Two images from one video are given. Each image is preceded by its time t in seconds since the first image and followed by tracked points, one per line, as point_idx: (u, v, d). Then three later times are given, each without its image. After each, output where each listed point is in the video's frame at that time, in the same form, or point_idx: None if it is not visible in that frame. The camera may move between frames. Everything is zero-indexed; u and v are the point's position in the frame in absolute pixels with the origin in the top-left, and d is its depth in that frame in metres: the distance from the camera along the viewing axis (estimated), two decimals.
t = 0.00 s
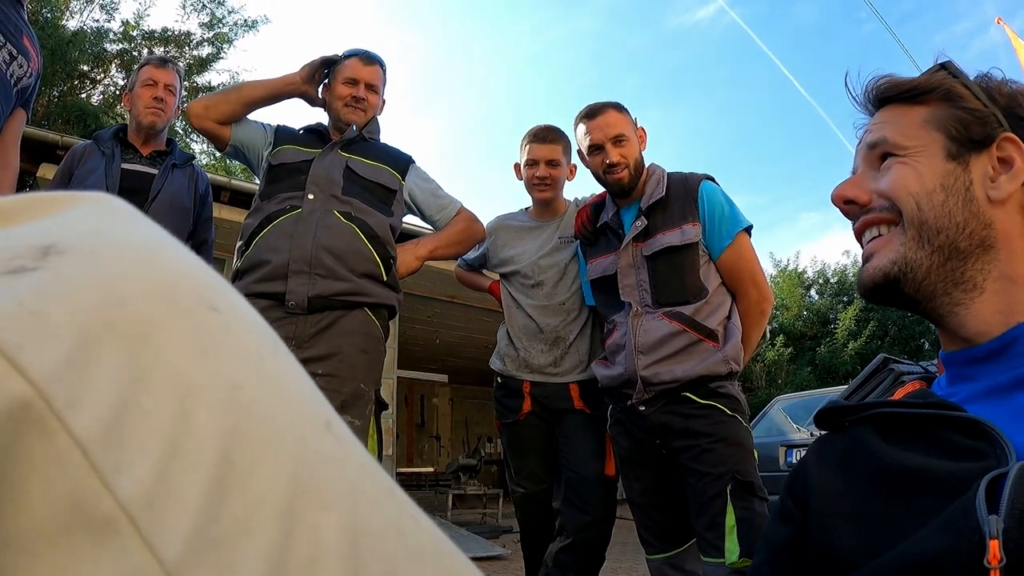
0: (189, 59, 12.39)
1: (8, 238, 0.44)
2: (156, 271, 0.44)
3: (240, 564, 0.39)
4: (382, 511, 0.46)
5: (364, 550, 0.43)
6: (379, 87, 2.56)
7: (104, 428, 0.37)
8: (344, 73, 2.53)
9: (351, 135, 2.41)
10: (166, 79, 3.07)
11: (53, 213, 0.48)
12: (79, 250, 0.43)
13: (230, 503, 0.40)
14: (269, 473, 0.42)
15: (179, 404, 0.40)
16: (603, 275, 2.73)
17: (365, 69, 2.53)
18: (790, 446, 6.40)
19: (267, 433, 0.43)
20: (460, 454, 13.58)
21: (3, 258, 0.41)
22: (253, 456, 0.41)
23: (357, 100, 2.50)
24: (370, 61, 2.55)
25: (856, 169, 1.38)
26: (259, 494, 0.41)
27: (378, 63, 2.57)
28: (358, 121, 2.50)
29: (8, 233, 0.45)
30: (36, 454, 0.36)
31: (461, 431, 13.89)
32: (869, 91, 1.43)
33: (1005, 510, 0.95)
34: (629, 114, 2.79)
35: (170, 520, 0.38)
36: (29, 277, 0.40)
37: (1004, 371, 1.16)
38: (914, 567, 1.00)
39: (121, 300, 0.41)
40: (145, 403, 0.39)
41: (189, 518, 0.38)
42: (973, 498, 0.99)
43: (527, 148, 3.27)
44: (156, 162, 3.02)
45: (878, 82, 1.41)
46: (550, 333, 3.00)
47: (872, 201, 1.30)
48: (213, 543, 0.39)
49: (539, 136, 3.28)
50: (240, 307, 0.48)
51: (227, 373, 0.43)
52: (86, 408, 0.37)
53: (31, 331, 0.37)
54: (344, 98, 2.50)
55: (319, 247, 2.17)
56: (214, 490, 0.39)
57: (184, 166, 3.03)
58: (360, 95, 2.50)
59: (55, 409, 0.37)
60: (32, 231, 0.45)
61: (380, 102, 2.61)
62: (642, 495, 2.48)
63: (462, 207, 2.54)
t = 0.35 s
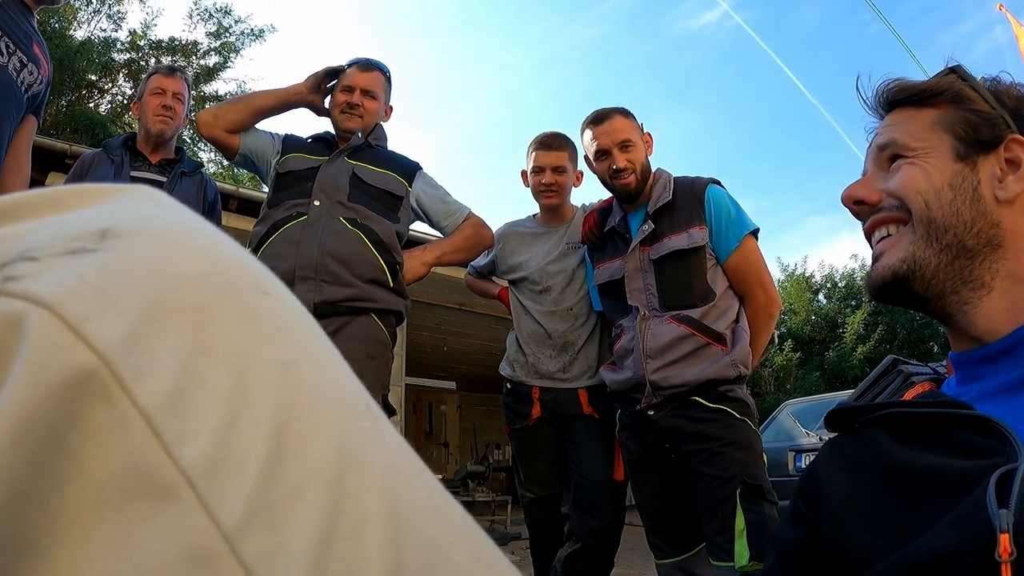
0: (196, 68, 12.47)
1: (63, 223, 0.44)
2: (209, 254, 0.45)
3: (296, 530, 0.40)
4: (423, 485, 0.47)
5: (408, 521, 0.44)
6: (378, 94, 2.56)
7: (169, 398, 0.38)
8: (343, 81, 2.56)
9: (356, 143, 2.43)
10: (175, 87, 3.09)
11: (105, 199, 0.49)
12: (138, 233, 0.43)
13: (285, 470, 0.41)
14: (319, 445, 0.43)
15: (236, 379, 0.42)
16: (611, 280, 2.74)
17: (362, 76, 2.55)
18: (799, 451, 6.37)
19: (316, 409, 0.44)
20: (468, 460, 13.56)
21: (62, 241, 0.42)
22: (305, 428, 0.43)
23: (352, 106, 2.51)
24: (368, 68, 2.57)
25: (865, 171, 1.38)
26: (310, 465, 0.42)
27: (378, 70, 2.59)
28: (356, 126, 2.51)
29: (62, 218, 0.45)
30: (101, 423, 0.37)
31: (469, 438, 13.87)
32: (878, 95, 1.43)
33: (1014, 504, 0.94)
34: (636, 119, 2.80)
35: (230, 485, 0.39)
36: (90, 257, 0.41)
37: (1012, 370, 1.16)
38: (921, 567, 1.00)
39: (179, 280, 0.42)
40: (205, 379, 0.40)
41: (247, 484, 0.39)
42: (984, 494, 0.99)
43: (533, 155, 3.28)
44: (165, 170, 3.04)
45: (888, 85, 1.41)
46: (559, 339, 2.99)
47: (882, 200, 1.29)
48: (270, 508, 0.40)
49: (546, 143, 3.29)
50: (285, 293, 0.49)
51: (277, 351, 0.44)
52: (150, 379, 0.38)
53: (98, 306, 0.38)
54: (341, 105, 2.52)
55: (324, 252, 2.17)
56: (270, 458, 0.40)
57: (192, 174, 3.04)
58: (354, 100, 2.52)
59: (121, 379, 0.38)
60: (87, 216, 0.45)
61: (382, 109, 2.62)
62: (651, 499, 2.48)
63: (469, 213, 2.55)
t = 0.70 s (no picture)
0: (208, 77, 12.58)
1: (114, 226, 0.46)
2: (253, 260, 0.47)
3: (336, 520, 0.42)
4: (453, 483, 0.49)
5: (440, 516, 0.46)
6: (392, 105, 2.59)
7: (219, 394, 0.41)
8: (356, 93, 2.57)
9: (368, 152, 2.44)
10: (186, 97, 3.13)
11: (151, 204, 0.51)
12: (185, 238, 0.46)
13: (327, 464, 0.43)
14: (359, 441, 0.44)
15: (280, 378, 0.44)
16: (622, 288, 2.74)
17: (376, 87, 2.57)
18: (810, 460, 6.33)
19: (355, 405, 0.45)
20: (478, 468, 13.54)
21: (114, 242, 0.44)
22: (345, 425, 0.44)
23: (368, 118, 2.54)
24: (381, 80, 2.59)
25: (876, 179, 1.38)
26: (350, 460, 0.44)
27: (391, 81, 2.61)
28: (372, 138, 2.53)
29: (110, 222, 0.48)
30: (154, 415, 0.40)
31: (479, 446, 13.85)
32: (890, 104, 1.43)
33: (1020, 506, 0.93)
34: (647, 127, 2.80)
35: (275, 476, 0.41)
36: (141, 259, 0.43)
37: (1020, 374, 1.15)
38: (928, 566, 1.00)
39: (227, 285, 0.44)
40: (253, 376, 0.43)
41: (290, 477, 0.41)
42: (991, 496, 0.97)
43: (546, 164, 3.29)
44: (176, 179, 3.07)
45: (900, 94, 1.41)
46: (570, 347, 2.99)
47: (892, 207, 1.29)
48: (312, 499, 0.41)
49: (559, 151, 3.30)
50: (325, 295, 0.51)
51: (318, 351, 0.46)
52: (201, 376, 0.41)
53: (152, 305, 0.41)
54: (355, 117, 2.54)
55: (334, 261, 2.18)
56: (313, 451, 0.42)
57: (204, 182, 3.07)
58: (370, 113, 2.54)
59: (174, 376, 0.40)
60: (137, 220, 0.47)
61: (395, 120, 2.64)
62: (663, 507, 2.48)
63: (481, 220, 2.56)
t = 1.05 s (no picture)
0: (216, 82, 12.64)
1: (140, 224, 0.47)
2: (278, 259, 0.47)
3: (357, 514, 0.41)
4: (470, 480, 0.49)
5: (458, 513, 0.46)
6: (399, 109, 2.59)
7: (246, 387, 0.41)
8: (363, 96, 2.58)
9: (375, 155, 2.45)
10: (192, 101, 3.14)
11: (176, 204, 0.51)
12: (211, 235, 0.46)
13: (349, 458, 0.43)
14: (382, 435, 0.45)
15: (306, 372, 0.44)
16: (630, 290, 2.73)
17: (382, 91, 2.57)
18: (818, 462, 6.29)
19: (378, 400, 0.46)
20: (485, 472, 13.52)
21: (140, 239, 0.44)
22: (368, 419, 0.45)
23: (375, 122, 2.54)
24: (388, 83, 2.59)
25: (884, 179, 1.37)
26: (371, 454, 0.44)
27: (397, 84, 2.61)
28: (379, 142, 2.54)
29: (136, 221, 0.48)
30: (182, 409, 0.40)
31: (487, 449, 13.83)
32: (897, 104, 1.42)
33: None
34: (654, 129, 2.80)
35: (300, 469, 0.41)
36: (168, 256, 0.43)
37: None
38: (933, 566, 0.99)
39: (252, 279, 0.45)
40: (278, 370, 0.43)
41: (316, 468, 0.41)
42: (998, 496, 0.97)
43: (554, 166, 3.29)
44: (183, 182, 3.08)
45: (908, 94, 1.40)
46: (577, 350, 2.99)
47: (901, 208, 1.28)
48: (336, 491, 0.41)
49: (567, 154, 3.30)
50: (346, 296, 0.51)
51: (341, 346, 0.46)
52: (229, 369, 0.41)
53: (181, 301, 0.41)
54: (362, 121, 2.55)
55: (341, 264, 2.18)
56: (337, 444, 0.43)
57: (210, 186, 3.08)
58: (377, 117, 2.54)
59: (202, 369, 0.41)
60: (164, 218, 0.48)
61: (402, 122, 2.64)
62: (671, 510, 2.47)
63: (489, 223, 2.55)
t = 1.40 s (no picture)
0: (226, 95, 12.72)
1: (97, 264, 0.47)
2: (236, 296, 0.47)
3: (332, 555, 0.42)
4: (450, 504, 0.49)
5: (446, 536, 0.47)
6: (408, 115, 2.58)
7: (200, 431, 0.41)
8: (372, 103, 2.57)
9: (385, 162, 2.43)
10: (202, 113, 3.14)
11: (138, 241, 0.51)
12: (164, 276, 0.46)
13: (321, 494, 0.43)
14: (351, 472, 0.44)
15: (268, 408, 0.44)
16: (643, 293, 2.70)
17: (390, 98, 2.56)
18: (836, 464, 6.19)
19: (345, 437, 0.45)
20: (501, 479, 13.45)
21: (93, 282, 0.45)
22: (337, 453, 0.45)
23: (383, 129, 2.53)
24: (396, 90, 2.58)
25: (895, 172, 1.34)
26: (344, 487, 0.44)
27: (407, 91, 2.60)
28: (389, 148, 2.52)
29: (93, 260, 0.48)
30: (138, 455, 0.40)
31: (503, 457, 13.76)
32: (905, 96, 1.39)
33: None
34: (666, 130, 2.77)
35: (265, 512, 0.41)
36: (120, 299, 0.44)
37: None
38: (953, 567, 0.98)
39: (208, 318, 0.45)
40: (238, 411, 0.43)
41: (281, 512, 0.41)
42: None
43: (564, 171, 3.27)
44: (195, 194, 3.08)
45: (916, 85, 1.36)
46: (591, 355, 2.96)
47: (914, 200, 1.24)
48: (306, 531, 0.42)
49: (576, 158, 3.27)
50: (314, 329, 0.51)
51: (304, 383, 0.46)
52: (180, 414, 0.41)
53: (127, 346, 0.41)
54: (371, 128, 2.54)
55: (354, 272, 2.17)
56: (304, 483, 0.42)
57: (222, 197, 3.07)
58: (386, 124, 2.53)
59: (153, 415, 0.40)
60: (122, 257, 0.48)
61: (411, 129, 2.63)
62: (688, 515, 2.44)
63: (501, 228, 2.53)
